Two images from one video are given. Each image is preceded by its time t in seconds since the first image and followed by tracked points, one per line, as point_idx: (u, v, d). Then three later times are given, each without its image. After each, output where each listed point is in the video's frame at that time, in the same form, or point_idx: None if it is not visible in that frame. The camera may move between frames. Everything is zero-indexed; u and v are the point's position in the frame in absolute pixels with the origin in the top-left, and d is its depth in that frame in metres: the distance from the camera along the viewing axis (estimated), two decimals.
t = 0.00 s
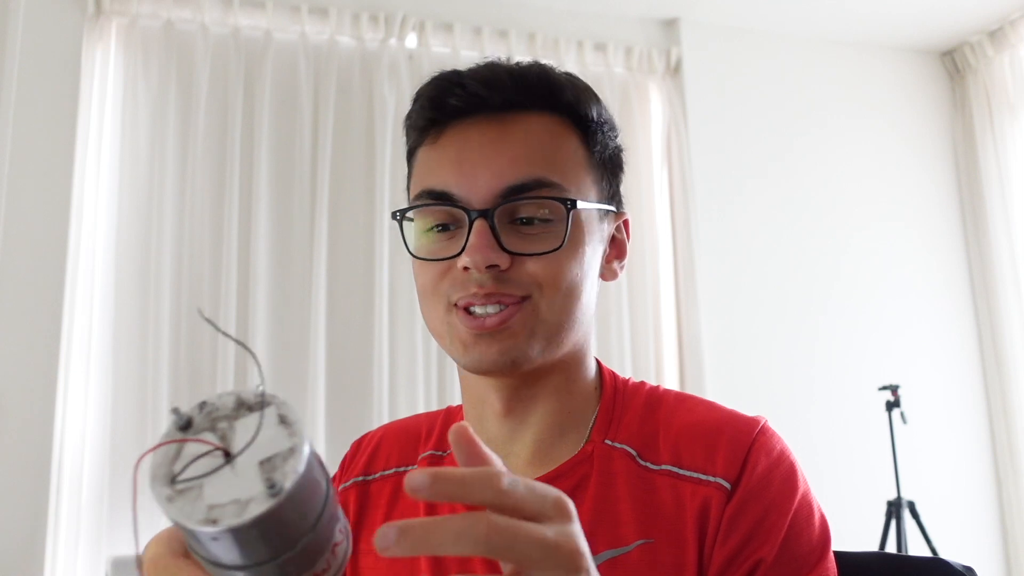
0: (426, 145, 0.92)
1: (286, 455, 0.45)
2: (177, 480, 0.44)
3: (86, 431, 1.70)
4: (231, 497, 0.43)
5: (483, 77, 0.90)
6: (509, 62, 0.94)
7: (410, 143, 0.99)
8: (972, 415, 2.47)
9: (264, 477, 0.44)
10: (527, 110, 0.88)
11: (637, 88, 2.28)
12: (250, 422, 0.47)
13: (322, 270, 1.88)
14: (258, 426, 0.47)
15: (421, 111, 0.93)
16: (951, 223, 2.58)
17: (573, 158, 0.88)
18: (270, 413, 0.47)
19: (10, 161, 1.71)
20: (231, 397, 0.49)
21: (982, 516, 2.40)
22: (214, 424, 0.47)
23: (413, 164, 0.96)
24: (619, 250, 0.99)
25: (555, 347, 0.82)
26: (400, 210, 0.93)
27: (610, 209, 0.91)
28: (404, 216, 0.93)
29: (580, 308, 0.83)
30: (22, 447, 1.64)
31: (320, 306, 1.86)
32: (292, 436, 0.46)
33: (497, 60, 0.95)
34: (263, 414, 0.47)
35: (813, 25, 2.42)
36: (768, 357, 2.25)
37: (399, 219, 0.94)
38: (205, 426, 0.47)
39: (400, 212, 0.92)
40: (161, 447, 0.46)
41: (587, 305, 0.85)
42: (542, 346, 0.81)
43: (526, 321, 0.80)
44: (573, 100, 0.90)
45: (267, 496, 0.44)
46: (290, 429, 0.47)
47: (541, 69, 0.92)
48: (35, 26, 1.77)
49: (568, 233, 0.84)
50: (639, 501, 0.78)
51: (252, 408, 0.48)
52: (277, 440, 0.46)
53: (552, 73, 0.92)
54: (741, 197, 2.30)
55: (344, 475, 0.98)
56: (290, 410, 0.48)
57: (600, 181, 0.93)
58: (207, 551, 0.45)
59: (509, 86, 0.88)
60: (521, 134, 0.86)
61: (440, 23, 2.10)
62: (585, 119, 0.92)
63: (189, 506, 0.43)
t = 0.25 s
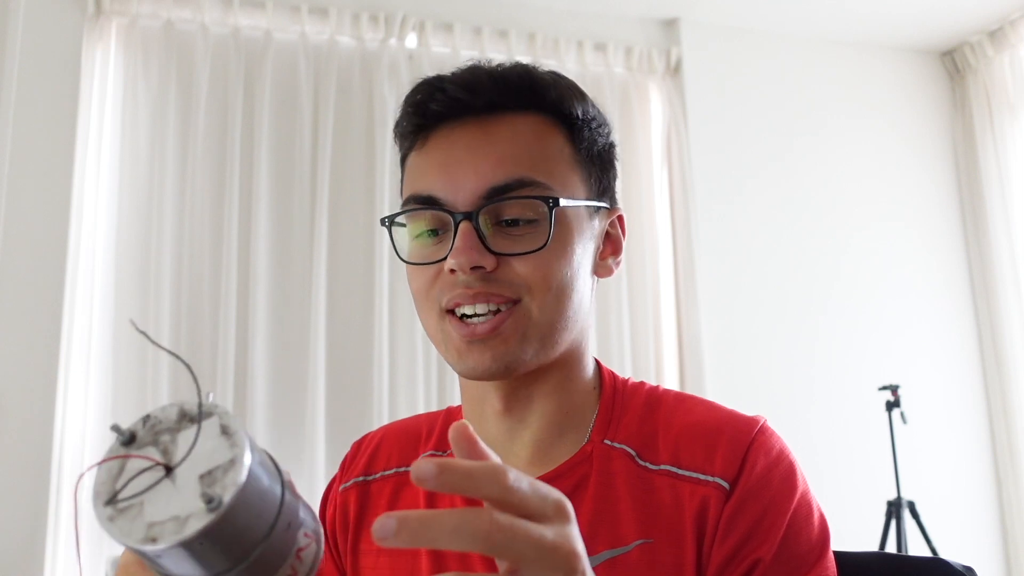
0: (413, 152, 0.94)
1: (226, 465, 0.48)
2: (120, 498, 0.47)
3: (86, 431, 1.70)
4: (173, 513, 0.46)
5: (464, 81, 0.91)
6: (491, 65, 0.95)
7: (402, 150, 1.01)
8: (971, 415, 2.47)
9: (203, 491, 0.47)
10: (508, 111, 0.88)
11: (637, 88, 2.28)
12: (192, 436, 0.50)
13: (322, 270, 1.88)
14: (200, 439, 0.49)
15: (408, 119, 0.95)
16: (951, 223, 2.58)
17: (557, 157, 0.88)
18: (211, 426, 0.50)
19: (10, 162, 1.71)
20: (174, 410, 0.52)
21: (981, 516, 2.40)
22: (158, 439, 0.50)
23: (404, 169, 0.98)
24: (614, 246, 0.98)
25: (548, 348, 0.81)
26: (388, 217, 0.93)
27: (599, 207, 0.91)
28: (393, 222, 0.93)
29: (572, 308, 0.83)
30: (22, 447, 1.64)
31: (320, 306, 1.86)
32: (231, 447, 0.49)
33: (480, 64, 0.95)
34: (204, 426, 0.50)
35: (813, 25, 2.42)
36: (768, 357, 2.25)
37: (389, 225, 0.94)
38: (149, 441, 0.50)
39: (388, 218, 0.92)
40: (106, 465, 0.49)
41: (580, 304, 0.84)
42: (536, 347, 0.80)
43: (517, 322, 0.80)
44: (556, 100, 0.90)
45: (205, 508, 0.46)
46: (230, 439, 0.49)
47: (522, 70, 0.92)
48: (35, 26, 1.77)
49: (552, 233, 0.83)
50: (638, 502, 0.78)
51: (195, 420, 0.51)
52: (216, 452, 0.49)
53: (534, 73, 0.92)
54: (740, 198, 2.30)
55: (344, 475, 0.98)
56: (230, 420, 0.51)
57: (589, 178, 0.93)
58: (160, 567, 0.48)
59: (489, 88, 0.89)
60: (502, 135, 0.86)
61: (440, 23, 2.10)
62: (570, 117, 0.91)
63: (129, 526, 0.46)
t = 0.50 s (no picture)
0: (402, 155, 0.94)
1: (232, 459, 0.48)
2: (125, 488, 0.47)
3: (86, 431, 1.70)
4: (176, 504, 0.46)
5: (450, 82, 0.91)
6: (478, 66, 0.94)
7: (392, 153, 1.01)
8: (972, 416, 2.47)
9: (207, 483, 0.47)
10: (495, 113, 0.88)
11: (637, 88, 2.28)
12: (199, 428, 0.50)
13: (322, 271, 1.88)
14: (207, 432, 0.49)
15: (397, 122, 0.96)
16: (951, 223, 2.58)
17: (546, 155, 0.88)
18: (218, 419, 0.50)
19: (10, 162, 1.71)
20: (182, 402, 0.52)
21: (981, 517, 2.40)
22: (165, 430, 0.50)
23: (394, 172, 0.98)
24: (608, 244, 0.97)
25: (541, 348, 0.81)
26: (379, 221, 0.93)
27: (591, 205, 0.91)
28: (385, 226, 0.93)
29: (565, 307, 0.83)
30: (22, 447, 1.64)
31: (320, 306, 1.86)
32: (237, 440, 0.49)
33: (466, 65, 0.95)
34: (211, 418, 0.50)
35: (813, 25, 2.42)
36: (768, 357, 2.25)
37: (381, 229, 0.94)
38: (155, 432, 0.50)
39: (381, 222, 0.92)
40: (112, 453, 0.49)
41: (573, 304, 0.84)
42: (530, 347, 0.80)
43: (509, 323, 0.79)
44: (544, 99, 0.90)
45: (209, 502, 0.46)
46: (236, 434, 0.49)
47: (509, 70, 0.92)
48: (36, 26, 1.77)
49: (542, 232, 0.83)
50: (635, 502, 0.78)
51: (202, 412, 0.51)
52: (221, 445, 0.49)
53: (521, 73, 0.92)
54: (740, 198, 2.30)
55: (343, 475, 0.98)
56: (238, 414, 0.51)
57: (579, 177, 0.93)
58: (162, 558, 0.48)
59: (476, 89, 0.89)
60: (489, 137, 0.86)
61: (440, 23, 2.10)
62: (558, 116, 0.91)
63: (132, 516, 0.46)
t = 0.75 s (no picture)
0: (398, 155, 0.94)
1: (241, 458, 0.46)
2: (131, 482, 0.45)
3: (86, 431, 1.70)
4: (183, 500, 0.44)
5: (445, 82, 0.91)
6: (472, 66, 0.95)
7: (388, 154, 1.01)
8: (972, 416, 2.47)
9: (215, 481, 0.45)
10: (490, 112, 0.88)
11: (637, 88, 2.28)
12: (210, 426, 0.48)
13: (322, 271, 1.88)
14: (218, 430, 0.47)
15: (392, 123, 0.96)
16: (951, 223, 2.58)
17: (541, 153, 0.88)
18: (231, 418, 0.48)
19: (10, 162, 1.71)
20: (196, 400, 0.50)
21: (981, 517, 2.40)
22: (176, 427, 0.48)
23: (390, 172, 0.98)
24: (605, 242, 0.97)
25: (537, 347, 0.81)
26: (375, 220, 0.93)
27: (586, 203, 0.91)
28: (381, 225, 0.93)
29: (561, 306, 0.83)
30: (22, 447, 1.64)
31: (320, 306, 1.86)
32: (248, 440, 0.47)
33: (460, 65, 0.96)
34: (224, 417, 0.48)
35: (813, 25, 2.42)
36: (768, 357, 2.25)
37: (377, 229, 0.94)
38: (166, 428, 0.48)
39: (377, 222, 0.92)
40: (122, 447, 0.47)
41: (568, 303, 0.84)
42: (525, 347, 0.80)
43: (504, 322, 0.79)
44: (539, 98, 0.91)
45: (215, 500, 0.44)
46: (248, 433, 0.47)
47: (503, 70, 0.92)
48: (36, 26, 1.77)
49: (536, 229, 0.83)
50: (634, 502, 0.78)
51: (215, 411, 0.49)
52: (231, 443, 0.46)
53: (515, 72, 0.92)
54: (740, 198, 2.30)
55: (343, 476, 0.98)
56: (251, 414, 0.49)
57: (575, 176, 0.93)
58: (167, 555, 0.46)
59: (470, 89, 0.89)
60: (483, 135, 0.86)
61: (440, 23, 2.10)
62: (553, 115, 0.91)
63: (139, 510, 0.44)
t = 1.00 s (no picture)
0: (397, 156, 0.94)
1: (273, 453, 0.42)
2: (166, 462, 0.42)
3: (86, 431, 1.70)
4: (209, 486, 0.40)
5: (443, 83, 0.91)
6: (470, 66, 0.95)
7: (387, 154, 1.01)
8: (972, 416, 2.47)
9: (245, 470, 0.41)
10: (488, 113, 0.88)
11: (637, 88, 2.28)
12: (250, 421, 0.44)
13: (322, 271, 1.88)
14: (257, 426, 0.44)
15: (391, 124, 0.96)
16: (951, 223, 2.58)
17: (539, 153, 0.88)
18: (272, 414, 0.44)
19: (10, 162, 1.71)
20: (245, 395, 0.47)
21: (981, 517, 2.40)
22: (219, 417, 0.45)
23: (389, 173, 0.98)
24: (604, 242, 0.97)
25: (536, 349, 0.81)
26: (375, 219, 0.93)
27: (586, 203, 0.91)
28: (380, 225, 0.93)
29: (559, 307, 0.83)
30: (22, 447, 1.64)
31: (320, 306, 1.87)
32: (284, 437, 0.43)
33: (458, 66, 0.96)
34: (267, 413, 0.45)
35: (813, 25, 2.42)
36: (768, 357, 2.25)
37: (376, 228, 0.94)
38: (209, 417, 0.45)
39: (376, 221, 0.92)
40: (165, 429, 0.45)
41: (567, 303, 0.84)
42: (523, 349, 0.80)
43: (503, 324, 0.79)
44: (538, 99, 0.91)
45: (240, 490, 0.40)
46: (285, 431, 0.43)
47: (502, 70, 0.92)
48: (35, 26, 1.77)
49: (535, 229, 0.83)
50: (633, 501, 0.78)
51: (258, 408, 0.45)
52: (266, 437, 0.43)
53: (514, 72, 0.92)
54: (740, 198, 2.30)
55: (344, 476, 0.98)
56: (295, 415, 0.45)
57: (574, 176, 0.93)
58: (189, 545, 0.42)
59: (468, 89, 0.89)
60: (482, 136, 0.86)
61: (440, 23, 2.10)
62: (552, 115, 0.91)
63: (167, 488, 0.41)
